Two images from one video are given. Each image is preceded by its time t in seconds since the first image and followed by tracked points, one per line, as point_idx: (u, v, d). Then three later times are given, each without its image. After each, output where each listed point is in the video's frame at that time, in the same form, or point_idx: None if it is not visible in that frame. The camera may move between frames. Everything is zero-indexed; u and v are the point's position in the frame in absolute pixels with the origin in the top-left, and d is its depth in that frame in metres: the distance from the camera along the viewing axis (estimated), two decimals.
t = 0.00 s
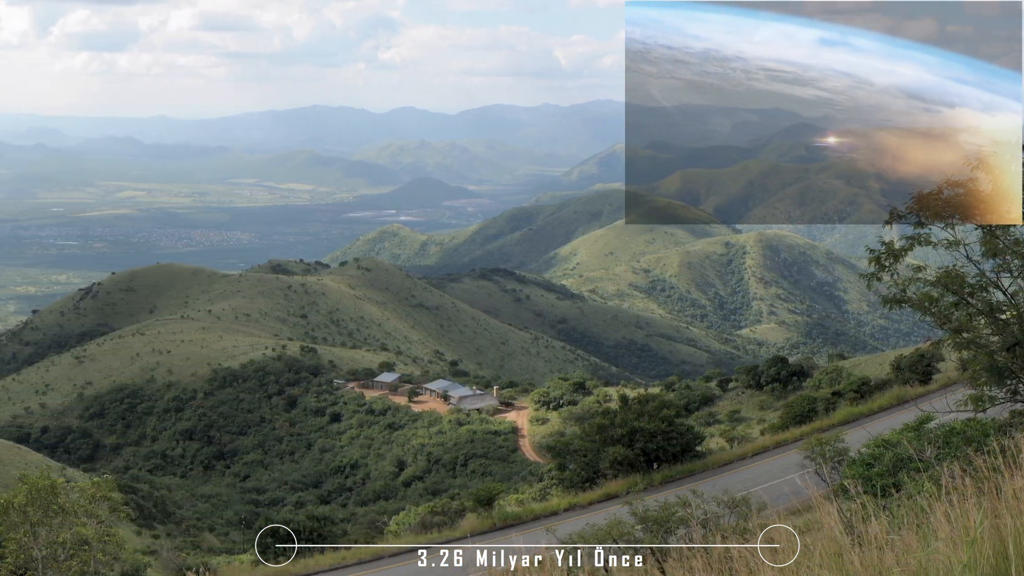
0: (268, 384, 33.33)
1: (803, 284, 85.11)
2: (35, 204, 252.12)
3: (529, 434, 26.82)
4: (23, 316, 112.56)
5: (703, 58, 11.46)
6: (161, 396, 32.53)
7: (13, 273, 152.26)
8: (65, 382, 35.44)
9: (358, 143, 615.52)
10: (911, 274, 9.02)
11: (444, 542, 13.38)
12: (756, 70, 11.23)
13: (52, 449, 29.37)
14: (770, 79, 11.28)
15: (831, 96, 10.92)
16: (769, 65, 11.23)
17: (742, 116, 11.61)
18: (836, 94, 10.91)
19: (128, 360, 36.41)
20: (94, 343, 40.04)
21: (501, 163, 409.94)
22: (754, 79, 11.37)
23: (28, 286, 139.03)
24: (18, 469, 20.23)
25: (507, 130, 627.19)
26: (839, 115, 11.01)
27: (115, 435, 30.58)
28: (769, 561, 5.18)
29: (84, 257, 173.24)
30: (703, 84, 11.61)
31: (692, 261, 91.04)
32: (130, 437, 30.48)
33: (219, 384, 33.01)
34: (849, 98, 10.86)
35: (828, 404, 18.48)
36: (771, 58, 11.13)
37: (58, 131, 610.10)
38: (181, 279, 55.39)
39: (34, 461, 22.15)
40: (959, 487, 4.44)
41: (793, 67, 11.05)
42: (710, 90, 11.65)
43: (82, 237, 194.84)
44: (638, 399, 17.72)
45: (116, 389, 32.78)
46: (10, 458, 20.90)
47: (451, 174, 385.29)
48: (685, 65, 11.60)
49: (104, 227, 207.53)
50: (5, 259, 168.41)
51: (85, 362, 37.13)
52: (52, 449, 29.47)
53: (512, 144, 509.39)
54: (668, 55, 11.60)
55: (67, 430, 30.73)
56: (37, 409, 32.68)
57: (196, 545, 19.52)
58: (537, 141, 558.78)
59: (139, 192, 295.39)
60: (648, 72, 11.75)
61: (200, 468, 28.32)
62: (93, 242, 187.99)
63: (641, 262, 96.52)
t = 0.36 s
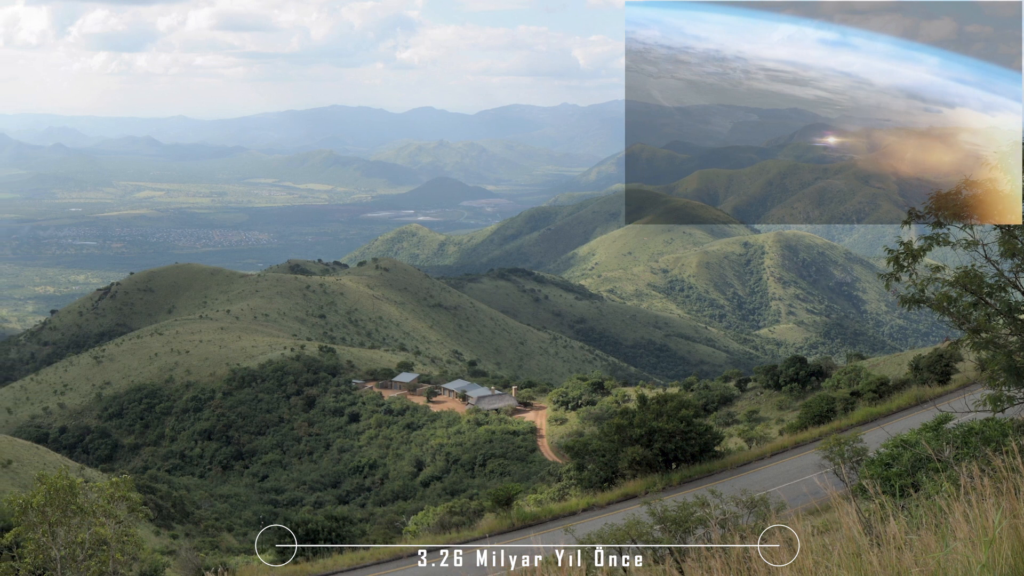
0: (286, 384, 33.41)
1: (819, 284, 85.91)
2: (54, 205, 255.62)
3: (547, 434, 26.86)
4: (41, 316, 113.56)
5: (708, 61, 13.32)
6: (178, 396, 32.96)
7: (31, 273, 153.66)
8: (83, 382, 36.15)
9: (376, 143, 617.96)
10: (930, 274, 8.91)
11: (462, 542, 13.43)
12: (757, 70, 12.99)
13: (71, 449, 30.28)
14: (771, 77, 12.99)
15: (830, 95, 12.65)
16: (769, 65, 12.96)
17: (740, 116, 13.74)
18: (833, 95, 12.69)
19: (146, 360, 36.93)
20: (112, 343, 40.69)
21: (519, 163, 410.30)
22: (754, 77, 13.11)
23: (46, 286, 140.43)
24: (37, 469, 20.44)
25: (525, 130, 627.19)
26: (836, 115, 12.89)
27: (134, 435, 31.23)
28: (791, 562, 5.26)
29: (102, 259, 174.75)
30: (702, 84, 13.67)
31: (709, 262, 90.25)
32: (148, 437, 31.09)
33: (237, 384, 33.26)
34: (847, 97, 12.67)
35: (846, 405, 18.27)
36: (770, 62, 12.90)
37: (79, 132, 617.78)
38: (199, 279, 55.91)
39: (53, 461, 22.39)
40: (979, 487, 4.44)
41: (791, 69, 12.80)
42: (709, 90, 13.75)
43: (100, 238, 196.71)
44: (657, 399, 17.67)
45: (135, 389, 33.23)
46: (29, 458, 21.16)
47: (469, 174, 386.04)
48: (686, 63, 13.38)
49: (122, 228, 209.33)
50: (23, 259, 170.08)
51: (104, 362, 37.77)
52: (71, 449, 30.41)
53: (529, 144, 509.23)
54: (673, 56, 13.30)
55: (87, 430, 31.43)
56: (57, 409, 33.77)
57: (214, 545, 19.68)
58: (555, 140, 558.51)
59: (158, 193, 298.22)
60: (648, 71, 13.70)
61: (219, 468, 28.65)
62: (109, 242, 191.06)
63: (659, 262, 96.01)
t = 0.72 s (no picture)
0: (305, 384, 33.66)
1: (837, 285, 85.60)
2: (75, 205, 258.97)
3: (566, 434, 26.88)
4: (62, 315, 114.96)
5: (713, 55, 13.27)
6: (197, 396, 33.30)
7: (52, 272, 155.72)
8: (102, 382, 36.62)
9: (394, 142, 620.69)
10: (949, 274, 8.89)
11: (481, 542, 13.49)
12: (757, 70, 12.86)
13: (89, 449, 30.71)
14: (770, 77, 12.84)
15: (831, 96, 12.64)
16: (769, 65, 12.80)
17: (741, 116, 13.37)
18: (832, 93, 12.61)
19: (164, 360, 37.35)
20: (131, 343, 41.27)
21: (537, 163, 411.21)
22: (754, 78, 12.95)
23: (66, 286, 142.25)
24: (55, 469, 20.73)
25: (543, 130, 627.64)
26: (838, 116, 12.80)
27: (153, 435, 31.61)
28: (809, 565, 5.33)
29: (122, 259, 176.78)
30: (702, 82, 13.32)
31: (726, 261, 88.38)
32: (167, 437, 31.47)
33: (255, 385, 33.53)
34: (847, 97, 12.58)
35: (865, 405, 18.18)
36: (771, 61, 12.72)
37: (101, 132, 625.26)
38: (217, 279, 56.39)
39: (72, 461, 22.64)
40: (996, 488, 4.46)
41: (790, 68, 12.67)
42: (707, 90, 13.38)
43: (120, 238, 199.18)
44: (675, 400, 17.66)
45: (154, 389, 33.62)
46: (47, 458, 21.47)
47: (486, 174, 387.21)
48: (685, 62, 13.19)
49: (141, 228, 211.65)
50: (44, 259, 172.40)
51: (122, 362, 38.29)
52: (90, 449, 30.85)
53: (547, 143, 509.67)
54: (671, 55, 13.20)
55: (105, 430, 31.86)
56: (75, 409, 34.21)
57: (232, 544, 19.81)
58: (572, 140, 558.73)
59: (179, 194, 301.18)
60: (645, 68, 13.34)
61: (237, 468, 28.91)
62: (128, 242, 193.72)
63: (678, 262, 95.45)
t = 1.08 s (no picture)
0: (323, 384, 33.92)
1: (857, 285, 85.04)
2: (95, 205, 261.91)
3: (585, 434, 26.84)
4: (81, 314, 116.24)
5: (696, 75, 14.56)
6: (216, 396, 33.73)
7: (71, 273, 157.48)
8: (121, 382, 37.17)
9: (412, 142, 621.91)
10: (967, 275, 8.86)
11: (500, 541, 13.57)
12: (757, 71, 13.91)
13: (108, 449, 31.22)
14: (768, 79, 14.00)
15: (831, 96, 13.61)
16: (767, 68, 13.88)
17: (741, 115, 14.59)
18: (834, 94, 13.54)
19: (183, 360, 37.88)
20: (151, 344, 41.89)
21: (555, 163, 411.04)
22: (754, 79, 14.08)
23: (86, 286, 143.88)
24: (73, 470, 21.03)
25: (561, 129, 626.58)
26: (834, 116, 13.79)
27: (171, 435, 32.07)
28: (827, 565, 5.38)
29: (141, 259, 178.54)
30: (702, 84, 14.56)
31: (746, 262, 88.71)
32: (185, 437, 31.89)
33: (274, 385, 33.88)
34: (844, 98, 13.54)
35: (882, 405, 18.05)
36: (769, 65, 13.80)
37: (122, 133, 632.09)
38: (236, 279, 56.96)
39: (90, 462, 22.87)
40: (1017, 488, 4.51)
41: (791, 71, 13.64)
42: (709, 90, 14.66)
43: (140, 238, 201.33)
44: (693, 400, 17.63)
45: (172, 389, 34.09)
46: (66, 458, 21.85)
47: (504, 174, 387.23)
48: (688, 66, 14.36)
49: (161, 228, 213.76)
50: (64, 259, 174.42)
51: (142, 362, 38.85)
52: (109, 450, 31.33)
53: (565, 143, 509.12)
54: (669, 55, 13.84)
55: (123, 430, 32.36)
56: (93, 409, 34.71)
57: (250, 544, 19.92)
58: (590, 140, 557.83)
59: (199, 194, 303.58)
60: (647, 70, 13.94)
61: (256, 468, 29.20)
62: (147, 242, 195.77)
63: (696, 262, 94.98)
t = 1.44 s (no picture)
0: (342, 384, 34.16)
1: (876, 285, 84.48)
2: (114, 205, 265.12)
3: (603, 434, 26.85)
4: (100, 314, 117.60)
5: (659, 82, 14.61)
6: (234, 396, 34.11)
7: (91, 273, 159.50)
8: (139, 382, 37.68)
9: (430, 142, 623.81)
10: (987, 275, 8.81)
11: (518, 542, 13.60)
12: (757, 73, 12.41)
13: (127, 449, 31.62)
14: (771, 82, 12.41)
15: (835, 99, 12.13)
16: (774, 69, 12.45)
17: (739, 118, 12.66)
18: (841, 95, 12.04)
19: (201, 360, 38.35)
20: (169, 344, 42.45)
21: (573, 163, 410.99)
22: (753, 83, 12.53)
23: (105, 286, 145.67)
24: (92, 469, 21.35)
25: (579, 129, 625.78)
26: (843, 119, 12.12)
27: (190, 435, 32.43)
28: (846, 565, 5.41)
29: (161, 259, 180.52)
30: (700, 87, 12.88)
31: (765, 263, 88.22)
32: (204, 437, 32.24)
33: (292, 385, 34.18)
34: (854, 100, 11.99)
35: (902, 405, 17.94)
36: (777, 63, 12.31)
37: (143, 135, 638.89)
38: (255, 279, 57.44)
39: (109, 462, 23.17)
40: None
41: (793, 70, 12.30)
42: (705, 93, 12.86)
43: (159, 238, 203.58)
44: (712, 400, 17.61)
45: (192, 390, 34.63)
46: (84, 458, 22.15)
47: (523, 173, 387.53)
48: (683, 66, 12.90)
49: (180, 228, 216.04)
50: (84, 259, 176.64)
51: (160, 362, 39.35)
52: (127, 450, 31.71)
53: (583, 142, 508.68)
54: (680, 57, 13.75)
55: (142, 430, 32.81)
56: (111, 409, 35.15)
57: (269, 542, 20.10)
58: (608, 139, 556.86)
59: (219, 194, 306.36)
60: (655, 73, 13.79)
61: (275, 468, 29.46)
62: (166, 242, 197.98)
63: (714, 262, 94.49)
